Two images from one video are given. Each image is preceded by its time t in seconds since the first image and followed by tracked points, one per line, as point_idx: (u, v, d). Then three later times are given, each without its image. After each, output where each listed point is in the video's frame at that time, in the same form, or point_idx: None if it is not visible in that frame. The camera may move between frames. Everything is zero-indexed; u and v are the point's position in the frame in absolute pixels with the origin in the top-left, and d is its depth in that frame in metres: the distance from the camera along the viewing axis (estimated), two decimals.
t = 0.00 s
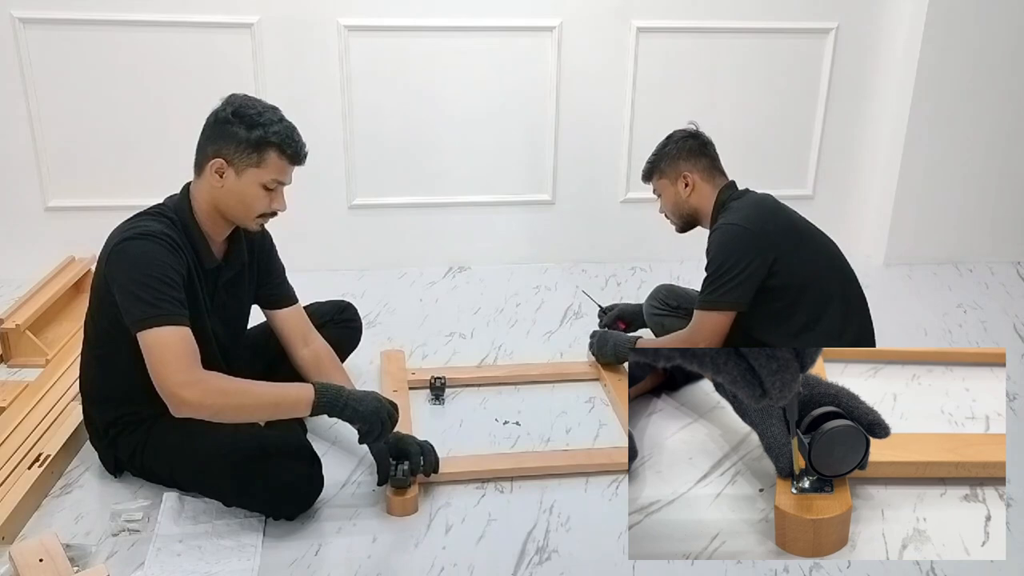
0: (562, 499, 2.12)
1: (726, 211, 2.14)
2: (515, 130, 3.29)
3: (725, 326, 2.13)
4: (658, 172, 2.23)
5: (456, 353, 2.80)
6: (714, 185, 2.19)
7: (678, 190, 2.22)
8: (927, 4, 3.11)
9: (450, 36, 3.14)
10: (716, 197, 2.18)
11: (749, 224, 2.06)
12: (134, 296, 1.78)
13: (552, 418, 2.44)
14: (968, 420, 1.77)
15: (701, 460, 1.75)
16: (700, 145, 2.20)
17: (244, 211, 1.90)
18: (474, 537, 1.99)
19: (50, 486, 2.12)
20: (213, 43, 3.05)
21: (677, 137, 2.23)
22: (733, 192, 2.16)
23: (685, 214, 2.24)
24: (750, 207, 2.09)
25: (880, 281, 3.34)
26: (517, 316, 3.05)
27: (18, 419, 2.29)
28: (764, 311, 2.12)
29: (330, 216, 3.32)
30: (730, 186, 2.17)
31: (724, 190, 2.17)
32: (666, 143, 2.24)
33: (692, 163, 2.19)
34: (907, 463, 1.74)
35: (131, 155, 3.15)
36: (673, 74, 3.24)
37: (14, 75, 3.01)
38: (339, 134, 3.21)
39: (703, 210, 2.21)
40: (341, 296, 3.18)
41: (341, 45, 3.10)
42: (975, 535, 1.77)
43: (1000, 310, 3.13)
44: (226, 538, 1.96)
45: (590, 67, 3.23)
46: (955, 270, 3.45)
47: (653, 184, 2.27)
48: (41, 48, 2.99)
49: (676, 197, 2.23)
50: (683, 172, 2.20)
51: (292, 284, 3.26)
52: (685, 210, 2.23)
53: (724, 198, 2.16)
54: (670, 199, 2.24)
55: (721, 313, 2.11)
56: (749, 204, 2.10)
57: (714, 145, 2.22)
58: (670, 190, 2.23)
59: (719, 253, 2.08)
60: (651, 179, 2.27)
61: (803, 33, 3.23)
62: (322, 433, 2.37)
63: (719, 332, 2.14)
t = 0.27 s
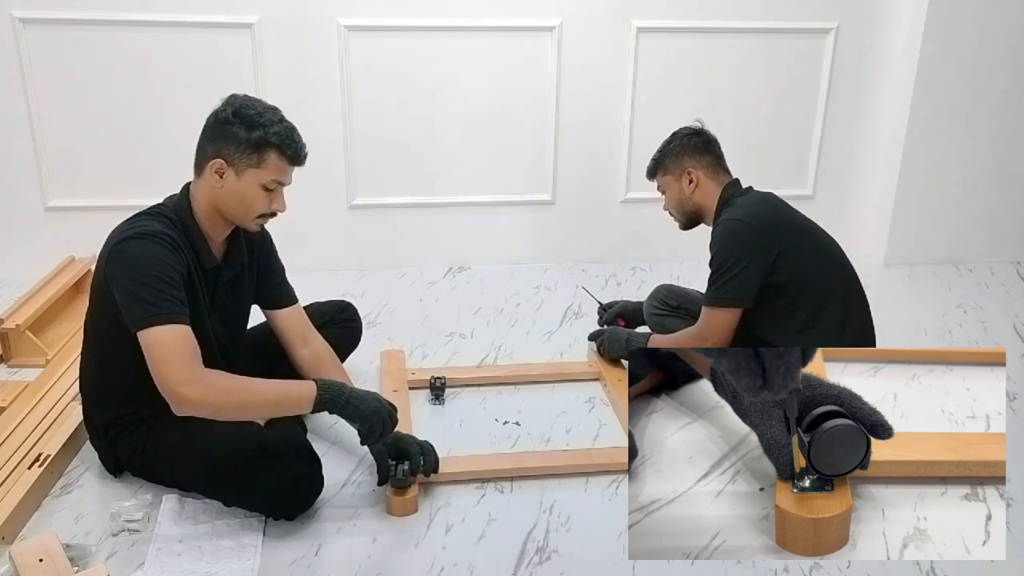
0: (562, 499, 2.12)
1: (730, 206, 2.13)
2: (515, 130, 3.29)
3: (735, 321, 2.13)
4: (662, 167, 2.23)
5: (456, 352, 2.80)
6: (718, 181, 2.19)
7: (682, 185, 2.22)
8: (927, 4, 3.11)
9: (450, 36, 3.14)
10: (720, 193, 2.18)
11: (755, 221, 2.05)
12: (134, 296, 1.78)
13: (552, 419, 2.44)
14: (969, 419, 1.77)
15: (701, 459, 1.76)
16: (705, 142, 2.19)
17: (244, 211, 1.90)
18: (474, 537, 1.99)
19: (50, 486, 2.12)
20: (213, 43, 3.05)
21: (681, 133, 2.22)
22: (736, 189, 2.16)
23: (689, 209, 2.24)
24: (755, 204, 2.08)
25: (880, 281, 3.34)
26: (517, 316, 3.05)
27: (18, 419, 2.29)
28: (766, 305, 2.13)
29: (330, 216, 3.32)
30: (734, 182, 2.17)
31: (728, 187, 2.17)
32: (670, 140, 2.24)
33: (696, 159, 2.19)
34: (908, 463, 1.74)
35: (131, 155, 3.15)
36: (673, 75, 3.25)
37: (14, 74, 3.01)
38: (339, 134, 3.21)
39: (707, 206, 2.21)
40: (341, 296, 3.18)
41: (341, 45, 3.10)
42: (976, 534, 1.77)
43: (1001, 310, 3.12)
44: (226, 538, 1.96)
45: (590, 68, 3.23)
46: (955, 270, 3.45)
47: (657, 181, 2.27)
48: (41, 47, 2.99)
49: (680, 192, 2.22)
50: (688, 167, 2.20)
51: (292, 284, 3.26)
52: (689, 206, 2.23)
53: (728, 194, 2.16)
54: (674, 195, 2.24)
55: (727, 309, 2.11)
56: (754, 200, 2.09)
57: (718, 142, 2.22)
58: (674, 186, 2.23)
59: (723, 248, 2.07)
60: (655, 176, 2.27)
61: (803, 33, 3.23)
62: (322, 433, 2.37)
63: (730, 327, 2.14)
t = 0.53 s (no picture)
0: (562, 499, 2.12)
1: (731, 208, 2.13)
2: (515, 130, 3.29)
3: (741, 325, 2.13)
4: (664, 168, 2.23)
5: (456, 352, 2.80)
6: (720, 183, 2.19)
7: (684, 187, 2.22)
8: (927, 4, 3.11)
9: (450, 36, 3.14)
10: (722, 194, 2.18)
11: (756, 222, 2.06)
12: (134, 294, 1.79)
13: (552, 419, 2.44)
14: (969, 419, 1.76)
15: (702, 458, 1.76)
16: (707, 143, 2.20)
17: (242, 211, 1.90)
18: (474, 537, 1.99)
19: (50, 486, 2.12)
20: (213, 43, 3.05)
21: (682, 134, 2.22)
22: (738, 190, 2.15)
23: (690, 211, 2.24)
24: (756, 204, 2.09)
25: (880, 281, 3.34)
26: (517, 316, 3.05)
27: (18, 419, 2.28)
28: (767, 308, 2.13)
29: (330, 217, 3.32)
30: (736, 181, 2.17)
31: (730, 188, 2.17)
32: (671, 140, 2.23)
33: (698, 159, 2.19)
34: (908, 463, 1.73)
35: (131, 155, 3.15)
36: (673, 74, 3.25)
37: (13, 74, 3.01)
38: (338, 134, 3.21)
39: (709, 207, 2.20)
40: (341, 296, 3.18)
41: (341, 45, 3.10)
42: (977, 534, 1.77)
43: (1000, 310, 3.12)
44: (226, 538, 1.96)
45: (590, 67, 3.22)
46: (955, 270, 3.45)
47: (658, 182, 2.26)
48: (41, 47, 2.99)
49: (682, 194, 2.22)
50: (690, 168, 2.20)
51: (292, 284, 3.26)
52: (691, 208, 2.23)
53: (729, 194, 2.16)
54: (676, 195, 2.23)
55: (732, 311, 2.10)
56: (756, 201, 2.09)
57: (720, 144, 2.23)
58: (676, 187, 2.23)
59: (723, 249, 2.07)
60: (656, 177, 2.27)
61: (803, 33, 3.23)
62: (321, 433, 2.37)
63: (735, 329, 2.14)
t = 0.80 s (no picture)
0: (561, 499, 2.12)
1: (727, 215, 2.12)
2: (515, 130, 3.29)
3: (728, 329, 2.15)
4: (657, 182, 2.22)
5: (456, 352, 2.80)
6: (714, 191, 2.19)
7: (679, 198, 2.21)
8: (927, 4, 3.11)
9: (449, 36, 3.14)
10: (718, 202, 2.17)
11: (754, 228, 2.05)
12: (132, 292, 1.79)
13: (552, 419, 2.44)
14: (969, 419, 1.76)
15: (704, 459, 1.75)
16: (698, 152, 2.19)
17: (234, 211, 1.89)
18: (474, 537, 1.99)
19: (50, 486, 2.12)
20: (213, 43, 3.05)
21: (673, 145, 2.20)
22: (734, 196, 2.16)
23: (687, 221, 2.23)
24: (753, 211, 2.07)
25: (880, 281, 3.34)
26: (517, 316, 3.05)
27: (18, 419, 2.28)
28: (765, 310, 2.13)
29: (330, 217, 3.32)
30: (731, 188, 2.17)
31: (726, 194, 2.17)
32: (663, 152, 2.21)
33: (692, 170, 2.18)
34: (909, 463, 1.74)
35: (131, 155, 3.15)
36: (672, 74, 3.25)
37: (13, 74, 3.01)
38: (339, 134, 3.21)
39: (706, 217, 2.20)
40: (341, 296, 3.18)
41: (341, 45, 3.10)
42: (977, 535, 1.77)
43: (1000, 310, 3.12)
44: (226, 538, 1.96)
45: (590, 67, 3.22)
46: (954, 270, 3.45)
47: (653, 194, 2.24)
48: (40, 47, 2.99)
49: (678, 205, 2.21)
50: (684, 179, 2.19)
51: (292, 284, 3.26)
52: (687, 218, 2.22)
53: (726, 201, 2.16)
54: (672, 208, 2.22)
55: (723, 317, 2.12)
56: (752, 206, 2.08)
57: (709, 152, 2.22)
58: (671, 199, 2.22)
59: (721, 258, 2.06)
60: (650, 190, 2.25)
61: (803, 33, 3.23)
62: (322, 433, 2.37)
63: (720, 334, 2.16)
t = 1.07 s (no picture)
0: (561, 500, 2.12)
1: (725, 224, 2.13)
2: (515, 130, 3.29)
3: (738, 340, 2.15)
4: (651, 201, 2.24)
5: (456, 352, 2.80)
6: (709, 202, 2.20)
7: (675, 214, 2.23)
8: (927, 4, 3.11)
9: (449, 36, 3.14)
10: (714, 211, 2.18)
11: (753, 237, 2.06)
12: (121, 297, 1.80)
13: (552, 419, 2.44)
14: (968, 419, 1.77)
15: (702, 459, 1.75)
16: (688, 167, 2.20)
17: (221, 216, 1.89)
18: (474, 537, 1.99)
19: (50, 486, 2.12)
20: (212, 43, 3.05)
21: (665, 160, 2.20)
22: (729, 203, 2.16)
23: (687, 235, 2.24)
24: (750, 219, 2.09)
25: (880, 281, 3.34)
26: (517, 316, 3.05)
27: (18, 419, 2.29)
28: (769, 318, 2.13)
29: (330, 217, 3.32)
30: (725, 196, 2.18)
31: (721, 203, 2.17)
32: (656, 168, 2.21)
33: (686, 186, 2.20)
34: (909, 463, 1.73)
35: (131, 155, 3.15)
36: (673, 74, 3.25)
37: (13, 74, 3.01)
38: (339, 134, 3.21)
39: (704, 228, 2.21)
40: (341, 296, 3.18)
41: (341, 45, 3.10)
42: (976, 535, 1.77)
43: (1000, 309, 3.12)
44: (226, 538, 1.96)
45: (590, 67, 3.22)
46: (955, 270, 3.45)
47: (648, 212, 2.26)
48: (41, 47, 2.99)
49: (675, 221, 2.23)
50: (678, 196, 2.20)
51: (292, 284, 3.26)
52: (686, 232, 2.24)
53: (722, 209, 2.16)
54: (669, 223, 2.24)
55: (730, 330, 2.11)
56: (749, 215, 2.10)
57: (700, 163, 2.23)
58: (667, 216, 2.24)
59: (720, 267, 2.07)
60: (646, 207, 2.26)
61: (803, 32, 3.23)
62: (322, 432, 2.37)
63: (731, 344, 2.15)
